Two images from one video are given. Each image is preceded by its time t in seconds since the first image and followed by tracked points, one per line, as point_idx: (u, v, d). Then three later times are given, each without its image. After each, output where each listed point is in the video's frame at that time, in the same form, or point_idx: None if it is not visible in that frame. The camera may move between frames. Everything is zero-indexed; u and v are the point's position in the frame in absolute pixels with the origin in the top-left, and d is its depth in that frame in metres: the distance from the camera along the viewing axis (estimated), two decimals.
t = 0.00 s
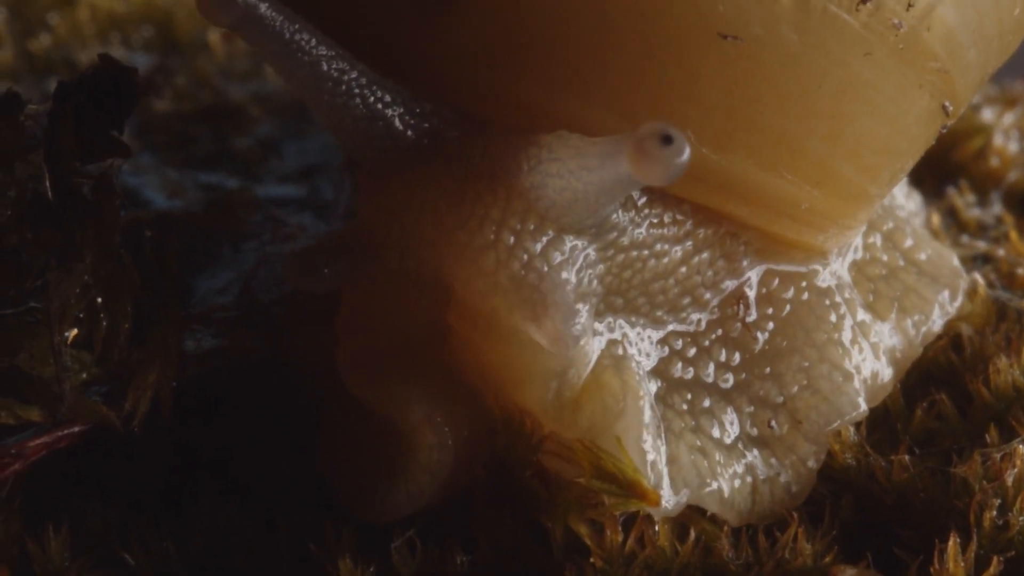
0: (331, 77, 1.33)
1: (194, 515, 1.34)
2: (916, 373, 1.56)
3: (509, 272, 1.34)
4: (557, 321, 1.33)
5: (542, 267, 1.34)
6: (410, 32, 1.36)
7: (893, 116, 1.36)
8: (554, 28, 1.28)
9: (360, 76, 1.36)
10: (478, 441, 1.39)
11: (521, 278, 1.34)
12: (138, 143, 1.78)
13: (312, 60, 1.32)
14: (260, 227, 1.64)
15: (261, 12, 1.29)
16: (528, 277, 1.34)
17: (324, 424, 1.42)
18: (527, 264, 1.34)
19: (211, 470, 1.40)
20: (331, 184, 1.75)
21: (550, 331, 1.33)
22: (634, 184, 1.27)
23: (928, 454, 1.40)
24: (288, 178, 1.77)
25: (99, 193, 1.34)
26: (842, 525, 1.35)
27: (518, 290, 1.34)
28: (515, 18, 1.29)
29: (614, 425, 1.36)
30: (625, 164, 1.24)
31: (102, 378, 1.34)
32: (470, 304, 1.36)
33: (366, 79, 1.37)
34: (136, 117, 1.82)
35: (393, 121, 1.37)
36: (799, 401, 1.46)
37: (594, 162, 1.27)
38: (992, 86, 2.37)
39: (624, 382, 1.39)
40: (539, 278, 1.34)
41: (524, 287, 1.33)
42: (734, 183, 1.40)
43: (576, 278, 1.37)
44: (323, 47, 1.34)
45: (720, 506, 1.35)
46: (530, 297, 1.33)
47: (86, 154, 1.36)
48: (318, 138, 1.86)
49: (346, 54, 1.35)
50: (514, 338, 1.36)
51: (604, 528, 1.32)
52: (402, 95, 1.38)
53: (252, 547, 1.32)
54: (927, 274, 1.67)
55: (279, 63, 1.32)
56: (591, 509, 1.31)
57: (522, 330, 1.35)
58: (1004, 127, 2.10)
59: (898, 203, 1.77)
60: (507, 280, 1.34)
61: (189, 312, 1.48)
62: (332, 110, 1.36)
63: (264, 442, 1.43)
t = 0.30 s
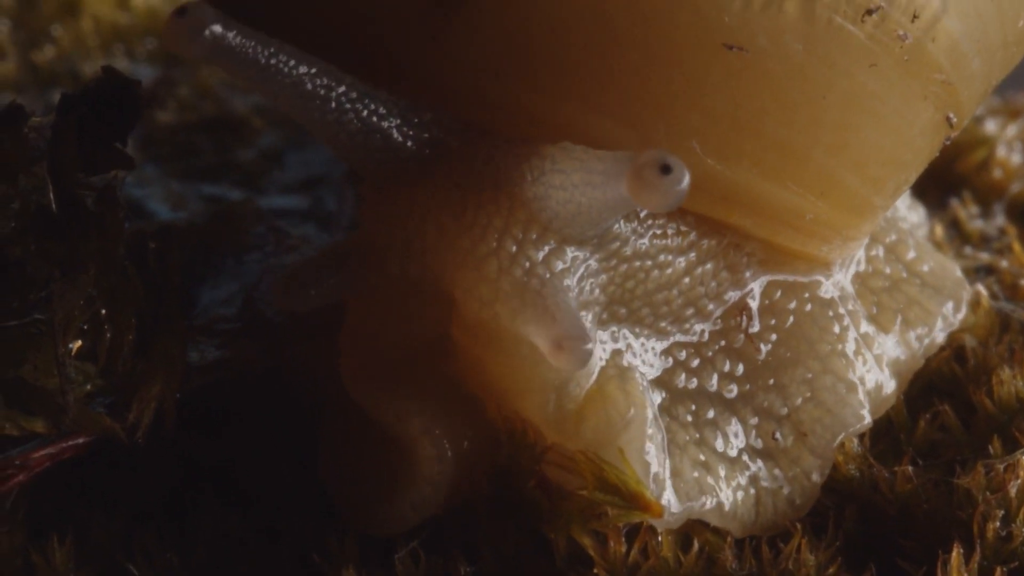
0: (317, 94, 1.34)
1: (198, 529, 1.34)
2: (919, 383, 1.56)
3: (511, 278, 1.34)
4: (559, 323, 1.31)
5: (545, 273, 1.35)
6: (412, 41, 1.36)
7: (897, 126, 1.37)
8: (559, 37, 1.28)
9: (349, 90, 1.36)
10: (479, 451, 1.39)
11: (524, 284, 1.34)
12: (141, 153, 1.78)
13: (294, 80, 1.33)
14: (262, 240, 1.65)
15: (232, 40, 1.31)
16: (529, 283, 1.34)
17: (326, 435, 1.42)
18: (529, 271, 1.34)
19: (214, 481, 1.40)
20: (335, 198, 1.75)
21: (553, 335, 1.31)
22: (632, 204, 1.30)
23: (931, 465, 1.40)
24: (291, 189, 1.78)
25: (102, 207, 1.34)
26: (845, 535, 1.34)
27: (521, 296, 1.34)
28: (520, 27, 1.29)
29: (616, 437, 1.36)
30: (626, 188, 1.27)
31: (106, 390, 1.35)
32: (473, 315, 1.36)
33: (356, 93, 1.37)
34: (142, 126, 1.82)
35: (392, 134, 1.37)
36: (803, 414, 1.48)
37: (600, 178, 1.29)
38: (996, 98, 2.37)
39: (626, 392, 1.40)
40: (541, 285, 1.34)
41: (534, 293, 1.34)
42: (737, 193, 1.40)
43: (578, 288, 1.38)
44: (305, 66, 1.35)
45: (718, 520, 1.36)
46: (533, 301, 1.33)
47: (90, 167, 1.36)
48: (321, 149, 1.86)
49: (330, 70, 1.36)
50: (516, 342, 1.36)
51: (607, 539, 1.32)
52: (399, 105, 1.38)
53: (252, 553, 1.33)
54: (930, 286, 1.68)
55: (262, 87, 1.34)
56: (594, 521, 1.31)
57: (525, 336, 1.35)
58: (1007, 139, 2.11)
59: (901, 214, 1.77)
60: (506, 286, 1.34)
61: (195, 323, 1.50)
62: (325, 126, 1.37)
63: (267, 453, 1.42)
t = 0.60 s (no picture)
0: (304, 111, 1.31)
1: (202, 535, 1.34)
2: (922, 390, 1.56)
3: (507, 288, 1.34)
4: (549, 337, 1.31)
5: (540, 283, 1.35)
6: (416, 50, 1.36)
7: (902, 133, 1.37)
8: (563, 46, 1.28)
9: (337, 103, 1.34)
10: (479, 458, 1.38)
11: (520, 294, 1.34)
12: (143, 160, 1.78)
13: (279, 99, 1.30)
14: (266, 246, 1.65)
15: (214, 68, 1.25)
16: (525, 292, 1.34)
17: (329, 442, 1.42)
18: (525, 280, 1.35)
19: (217, 487, 1.40)
20: (338, 203, 1.76)
21: (542, 347, 1.31)
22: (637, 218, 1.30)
23: (934, 472, 1.40)
24: (293, 196, 1.78)
25: (105, 211, 1.33)
26: (849, 541, 1.34)
27: (517, 304, 1.34)
28: (523, 36, 1.29)
29: (622, 445, 1.36)
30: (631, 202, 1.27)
31: (109, 397, 1.35)
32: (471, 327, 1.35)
33: (344, 105, 1.34)
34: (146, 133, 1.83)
35: (384, 143, 1.37)
36: (807, 422, 1.47)
37: (603, 191, 1.29)
38: (999, 104, 2.37)
39: (626, 400, 1.39)
40: (536, 294, 1.34)
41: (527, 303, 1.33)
42: (742, 201, 1.40)
43: (575, 296, 1.37)
44: (288, 83, 1.31)
45: (719, 528, 1.36)
46: (525, 313, 1.33)
47: (93, 172, 1.37)
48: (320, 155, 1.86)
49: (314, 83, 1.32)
50: (510, 353, 1.35)
51: (611, 545, 1.31)
52: (392, 114, 1.37)
53: (255, 556, 1.33)
54: (933, 293, 1.68)
55: (246, 109, 1.30)
56: (597, 527, 1.31)
57: (520, 347, 1.34)
58: (1010, 145, 2.11)
59: (903, 220, 1.77)
60: (502, 292, 1.34)
61: (197, 330, 1.49)
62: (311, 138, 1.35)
63: (269, 459, 1.42)
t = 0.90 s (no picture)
0: (276, 118, 1.32)
1: (206, 537, 1.34)
2: (927, 394, 1.56)
3: (496, 302, 1.34)
4: (535, 372, 1.29)
5: (531, 296, 1.34)
6: (421, 54, 1.36)
7: (907, 138, 1.37)
8: (568, 51, 1.28)
9: (314, 110, 1.35)
10: (484, 459, 1.41)
11: (506, 309, 1.34)
12: (150, 163, 1.81)
13: (249, 107, 1.31)
14: (271, 249, 1.65)
15: (169, 82, 1.25)
16: (513, 309, 1.33)
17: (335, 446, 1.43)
18: (514, 296, 1.34)
19: (222, 489, 1.39)
20: (343, 206, 1.76)
21: (528, 381, 1.29)
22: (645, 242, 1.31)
23: (939, 475, 1.40)
24: (299, 199, 1.78)
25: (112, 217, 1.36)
26: (855, 544, 1.34)
27: (503, 321, 1.33)
28: (527, 40, 1.29)
29: (626, 449, 1.36)
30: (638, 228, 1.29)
31: (114, 400, 1.34)
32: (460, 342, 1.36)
33: (321, 112, 1.36)
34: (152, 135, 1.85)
35: (369, 150, 1.39)
36: (811, 427, 1.48)
37: (600, 210, 1.31)
38: (1004, 106, 2.37)
39: (633, 406, 1.39)
40: (524, 312, 1.33)
41: (514, 323, 1.33)
42: (748, 205, 1.40)
43: (567, 306, 1.37)
44: (257, 91, 1.32)
45: (722, 532, 1.35)
46: (512, 334, 1.32)
47: (99, 176, 1.37)
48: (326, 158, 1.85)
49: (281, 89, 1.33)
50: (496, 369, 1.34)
51: (616, 549, 1.32)
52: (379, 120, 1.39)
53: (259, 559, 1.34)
54: (937, 296, 1.68)
55: (215, 119, 1.31)
56: (602, 530, 1.31)
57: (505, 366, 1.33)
58: (1015, 147, 2.11)
59: (907, 224, 1.77)
60: (490, 306, 1.34)
61: (202, 330, 1.50)
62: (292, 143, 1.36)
63: (272, 462, 1.42)
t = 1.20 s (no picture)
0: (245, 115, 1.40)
1: (210, 536, 1.34)
2: (932, 393, 1.56)
3: (474, 321, 1.35)
4: (503, 408, 1.29)
5: (511, 315, 1.35)
6: (426, 55, 1.36)
7: (911, 138, 1.37)
8: (572, 51, 1.28)
9: (292, 113, 1.41)
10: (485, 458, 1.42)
11: (485, 330, 1.34)
12: (155, 163, 1.82)
13: (217, 104, 1.39)
14: (276, 248, 1.66)
15: (139, 73, 1.36)
16: (494, 331, 1.34)
17: (343, 445, 1.44)
18: (493, 314, 1.35)
19: (226, 489, 1.40)
20: (348, 206, 1.77)
21: (497, 417, 1.28)
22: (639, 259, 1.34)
23: (944, 474, 1.40)
24: (305, 199, 1.78)
25: (117, 215, 1.35)
26: (860, 543, 1.35)
27: (479, 341, 1.34)
28: (530, 40, 1.29)
29: (629, 449, 1.37)
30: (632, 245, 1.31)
31: (120, 398, 1.34)
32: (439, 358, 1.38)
33: (300, 116, 1.42)
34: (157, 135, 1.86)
35: (353, 156, 1.43)
36: (815, 428, 1.48)
37: (594, 226, 1.34)
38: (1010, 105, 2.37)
39: (636, 408, 1.40)
40: (503, 333, 1.33)
41: (491, 345, 1.33)
42: (752, 206, 1.40)
43: (550, 319, 1.38)
44: (230, 91, 1.40)
45: (728, 531, 1.35)
46: (489, 361, 1.32)
47: (107, 174, 1.37)
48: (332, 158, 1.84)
49: (255, 92, 1.40)
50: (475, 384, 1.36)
51: (621, 548, 1.31)
52: (364, 126, 1.44)
53: (261, 559, 1.33)
54: (941, 296, 1.68)
55: (190, 119, 1.40)
56: (607, 529, 1.31)
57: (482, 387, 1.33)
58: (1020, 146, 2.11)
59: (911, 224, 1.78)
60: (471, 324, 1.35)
61: (208, 330, 1.50)
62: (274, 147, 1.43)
63: (274, 462, 1.42)
